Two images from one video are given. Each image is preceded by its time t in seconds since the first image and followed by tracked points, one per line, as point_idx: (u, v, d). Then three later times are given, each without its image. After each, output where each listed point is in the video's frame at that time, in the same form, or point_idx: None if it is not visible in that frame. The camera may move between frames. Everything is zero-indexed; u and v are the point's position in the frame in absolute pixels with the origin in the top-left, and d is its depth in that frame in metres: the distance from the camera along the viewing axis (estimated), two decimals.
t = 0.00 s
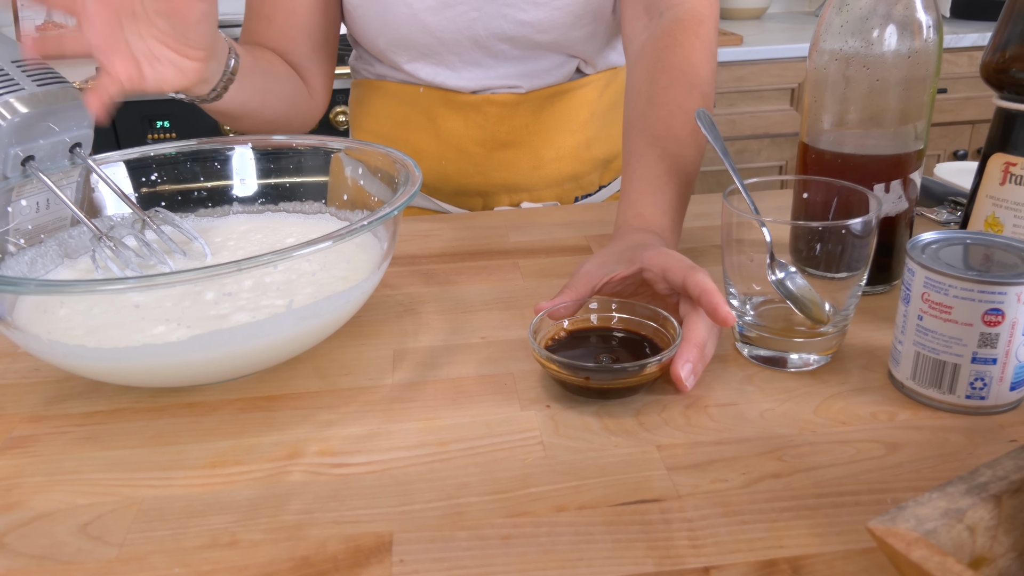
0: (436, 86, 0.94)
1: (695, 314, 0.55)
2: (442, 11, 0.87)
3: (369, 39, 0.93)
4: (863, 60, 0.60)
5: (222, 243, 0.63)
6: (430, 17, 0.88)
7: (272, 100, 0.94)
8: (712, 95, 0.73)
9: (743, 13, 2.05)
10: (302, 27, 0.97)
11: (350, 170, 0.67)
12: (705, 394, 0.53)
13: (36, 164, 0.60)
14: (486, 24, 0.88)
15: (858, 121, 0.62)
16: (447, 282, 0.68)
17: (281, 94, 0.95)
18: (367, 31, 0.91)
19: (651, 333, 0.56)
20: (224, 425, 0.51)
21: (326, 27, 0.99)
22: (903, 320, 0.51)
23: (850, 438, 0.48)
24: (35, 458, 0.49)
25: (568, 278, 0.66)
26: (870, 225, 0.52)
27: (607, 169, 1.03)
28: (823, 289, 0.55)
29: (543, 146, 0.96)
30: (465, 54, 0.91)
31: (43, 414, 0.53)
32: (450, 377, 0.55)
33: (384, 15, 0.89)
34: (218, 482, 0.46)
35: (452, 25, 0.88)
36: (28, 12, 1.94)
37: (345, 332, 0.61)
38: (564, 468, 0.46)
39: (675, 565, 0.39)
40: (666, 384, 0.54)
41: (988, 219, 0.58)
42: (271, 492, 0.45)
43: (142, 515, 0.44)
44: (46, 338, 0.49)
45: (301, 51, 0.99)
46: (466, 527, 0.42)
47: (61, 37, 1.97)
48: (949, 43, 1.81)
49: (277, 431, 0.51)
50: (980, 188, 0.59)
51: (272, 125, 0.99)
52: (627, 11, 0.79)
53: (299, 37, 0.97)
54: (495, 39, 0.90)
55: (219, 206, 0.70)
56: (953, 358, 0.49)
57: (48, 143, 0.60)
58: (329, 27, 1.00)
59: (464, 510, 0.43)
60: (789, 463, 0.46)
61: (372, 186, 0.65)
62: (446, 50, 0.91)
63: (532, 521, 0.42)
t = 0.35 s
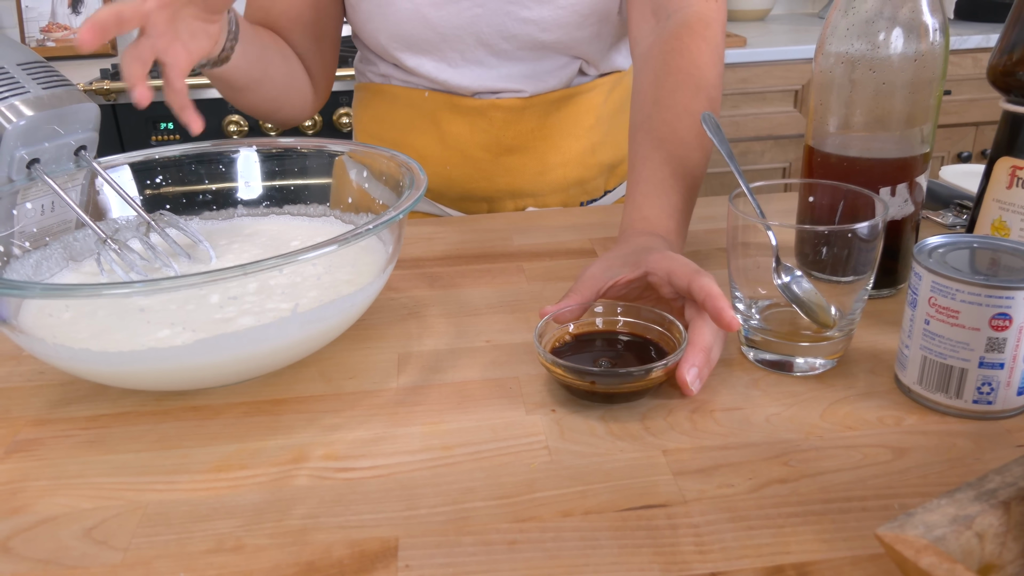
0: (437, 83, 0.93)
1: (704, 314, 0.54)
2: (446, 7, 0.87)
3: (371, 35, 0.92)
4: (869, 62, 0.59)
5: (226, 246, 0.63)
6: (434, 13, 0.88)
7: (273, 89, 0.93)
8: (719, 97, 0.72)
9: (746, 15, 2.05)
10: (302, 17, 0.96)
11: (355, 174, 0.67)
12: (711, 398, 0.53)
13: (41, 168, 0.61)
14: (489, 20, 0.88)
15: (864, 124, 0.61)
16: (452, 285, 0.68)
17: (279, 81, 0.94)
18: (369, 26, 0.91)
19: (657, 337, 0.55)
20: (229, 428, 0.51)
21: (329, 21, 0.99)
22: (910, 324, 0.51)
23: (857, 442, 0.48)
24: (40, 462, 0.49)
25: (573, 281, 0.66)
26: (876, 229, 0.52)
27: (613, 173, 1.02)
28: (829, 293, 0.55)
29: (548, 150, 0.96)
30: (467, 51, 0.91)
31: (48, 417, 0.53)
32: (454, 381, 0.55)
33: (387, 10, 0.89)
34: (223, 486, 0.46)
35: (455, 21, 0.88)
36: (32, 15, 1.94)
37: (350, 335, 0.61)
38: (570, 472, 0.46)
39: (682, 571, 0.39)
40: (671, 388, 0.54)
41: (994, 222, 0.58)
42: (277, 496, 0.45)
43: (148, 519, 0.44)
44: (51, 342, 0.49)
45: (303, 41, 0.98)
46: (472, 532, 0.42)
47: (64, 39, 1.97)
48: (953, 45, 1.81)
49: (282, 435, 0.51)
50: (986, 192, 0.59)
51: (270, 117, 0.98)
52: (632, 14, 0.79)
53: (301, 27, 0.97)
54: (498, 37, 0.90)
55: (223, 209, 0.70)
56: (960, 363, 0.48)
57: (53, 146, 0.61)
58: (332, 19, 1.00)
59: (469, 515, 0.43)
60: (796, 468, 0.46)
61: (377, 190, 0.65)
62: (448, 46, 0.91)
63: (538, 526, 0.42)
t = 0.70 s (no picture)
0: (442, 85, 0.93)
1: (715, 315, 0.54)
2: (452, 7, 0.87)
3: (377, 35, 0.92)
4: (880, 64, 0.59)
5: (237, 247, 0.63)
6: (441, 13, 0.88)
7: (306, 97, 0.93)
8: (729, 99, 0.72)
9: (753, 16, 2.04)
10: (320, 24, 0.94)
11: (364, 176, 0.67)
12: (722, 400, 0.53)
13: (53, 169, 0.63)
14: (496, 21, 0.88)
15: (875, 125, 0.61)
16: (461, 286, 0.68)
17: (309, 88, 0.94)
18: (375, 26, 0.91)
19: (667, 339, 0.55)
20: (240, 429, 0.52)
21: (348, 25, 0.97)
22: (922, 327, 0.51)
23: (869, 445, 0.48)
24: (52, 462, 0.49)
25: (582, 283, 0.65)
26: (888, 231, 0.52)
27: (619, 176, 1.02)
28: (841, 295, 0.55)
29: (555, 151, 0.96)
30: (473, 53, 0.91)
31: (60, 417, 0.54)
32: (465, 382, 0.55)
33: (394, 10, 0.89)
34: (235, 487, 0.46)
35: (461, 22, 0.88)
36: (40, 16, 1.95)
37: (360, 336, 0.61)
38: (581, 474, 0.46)
39: (695, 574, 0.39)
40: (682, 391, 0.54)
41: (1007, 224, 0.58)
42: (288, 497, 0.45)
43: (160, 520, 0.44)
44: (63, 344, 0.49)
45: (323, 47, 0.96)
46: (484, 534, 0.42)
47: (73, 40, 1.98)
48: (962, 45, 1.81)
49: (292, 436, 0.51)
50: (999, 194, 0.59)
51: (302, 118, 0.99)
52: (643, 15, 0.79)
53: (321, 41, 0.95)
54: (504, 38, 0.89)
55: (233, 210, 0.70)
56: (973, 366, 0.48)
57: (65, 148, 0.63)
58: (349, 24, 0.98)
59: (481, 517, 0.43)
60: (809, 471, 0.46)
61: (386, 192, 0.65)
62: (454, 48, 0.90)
63: (549, 528, 0.42)
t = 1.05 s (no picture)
0: (458, 86, 0.93)
1: (729, 320, 0.54)
2: (471, 7, 0.88)
3: (393, 34, 0.93)
4: (895, 68, 0.60)
5: (252, 251, 0.63)
6: (459, 13, 0.88)
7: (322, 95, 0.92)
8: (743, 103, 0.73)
9: (762, 18, 2.04)
10: (341, 21, 0.94)
11: (378, 181, 0.68)
12: (736, 404, 0.53)
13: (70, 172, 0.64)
14: (514, 23, 0.88)
15: (888, 130, 0.62)
16: (475, 290, 0.68)
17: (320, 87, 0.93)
18: (392, 26, 0.91)
19: (680, 343, 0.56)
20: (257, 431, 0.52)
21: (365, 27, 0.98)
22: (936, 331, 0.51)
23: (883, 449, 0.48)
24: (72, 463, 0.50)
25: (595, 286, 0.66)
26: (903, 235, 0.52)
27: (631, 181, 1.02)
28: (854, 299, 0.55)
29: (565, 155, 0.96)
30: (490, 54, 0.91)
31: (79, 419, 0.54)
32: (479, 386, 0.55)
33: (411, 9, 0.89)
34: (253, 489, 0.47)
35: (479, 22, 0.88)
36: (53, 19, 1.96)
37: (374, 339, 0.62)
38: (596, 478, 0.46)
39: None
40: (696, 394, 0.54)
41: (1021, 228, 0.58)
42: (307, 499, 0.46)
43: (180, 521, 0.44)
44: (84, 346, 0.50)
45: (342, 47, 0.96)
46: (501, 536, 0.42)
47: (84, 43, 2.00)
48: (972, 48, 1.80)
49: (309, 438, 0.51)
50: (1013, 198, 0.59)
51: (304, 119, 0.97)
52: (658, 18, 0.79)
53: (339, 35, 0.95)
54: (521, 40, 0.90)
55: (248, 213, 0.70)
56: (988, 370, 0.48)
57: (82, 151, 0.64)
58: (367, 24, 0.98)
59: (498, 519, 0.44)
60: (823, 475, 0.46)
61: (401, 197, 0.65)
62: (470, 47, 0.91)
63: (566, 531, 0.43)
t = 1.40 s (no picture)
0: (472, 94, 0.94)
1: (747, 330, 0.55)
2: (488, 15, 0.89)
3: (410, 42, 0.94)
4: (910, 80, 0.60)
5: (273, 257, 0.64)
6: (475, 20, 0.89)
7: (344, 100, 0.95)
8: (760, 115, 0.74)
9: (772, 27, 2.05)
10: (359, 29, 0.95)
11: (400, 192, 0.68)
12: (753, 413, 0.54)
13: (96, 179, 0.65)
14: (529, 31, 0.89)
15: (903, 141, 0.62)
16: (492, 297, 0.69)
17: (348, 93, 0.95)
18: (410, 33, 0.93)
19: (698, 352, 0.56)
20: (280, 436, 0.53)
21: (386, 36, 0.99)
22: (953, 341, 0.51)
23: (901, 459, 0.49)
24: (99, 467, 0.51)
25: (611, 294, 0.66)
26: (921, 246, 0.52)
27: (644, 191, 1.03)
28: (871, 310, 0.55)
29: (578, 164, 0.97)
30: (505, 62, 0.92)
31: (104, 423, 0.55)
32: (499, 393, 0.56)
33: (429, 16, 0.91)
34: (278, 494, 0.47)
35: (496, 29, 0.89)
36: (68, 25, 1.99)
37: (394, 346, 0.62)
38: (617, 485, 0.47)
39: None
40: (713, 403, 0.55)
41: None
42: (331, 504, 0.46)
43: (207, 524, 0.45)
44: (114, 351, 0.51)
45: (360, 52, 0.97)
46: (523, 542, 0.43)
47: (99, 49, 2.02)
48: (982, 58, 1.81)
49: (332, 443, 0.52)
50: None
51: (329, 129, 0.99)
52: (673, 30, 0.82)
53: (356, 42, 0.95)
54: (536, 49, 0.91)
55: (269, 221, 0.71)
56: (1005, 381, 0.49)
57: (107, 159, 0.65)
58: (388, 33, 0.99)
59: (521, 525, 0.44)
60: (842, 484, 0.47)
61: (420, 207, 0.66)
62: (485, 55, 0.92)
63: (588, 537, 0.43)
